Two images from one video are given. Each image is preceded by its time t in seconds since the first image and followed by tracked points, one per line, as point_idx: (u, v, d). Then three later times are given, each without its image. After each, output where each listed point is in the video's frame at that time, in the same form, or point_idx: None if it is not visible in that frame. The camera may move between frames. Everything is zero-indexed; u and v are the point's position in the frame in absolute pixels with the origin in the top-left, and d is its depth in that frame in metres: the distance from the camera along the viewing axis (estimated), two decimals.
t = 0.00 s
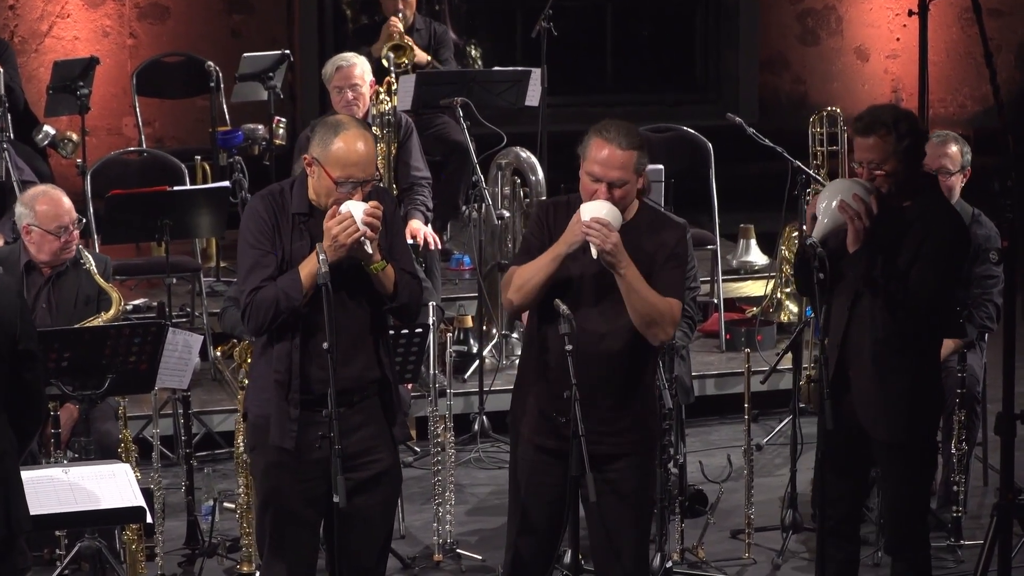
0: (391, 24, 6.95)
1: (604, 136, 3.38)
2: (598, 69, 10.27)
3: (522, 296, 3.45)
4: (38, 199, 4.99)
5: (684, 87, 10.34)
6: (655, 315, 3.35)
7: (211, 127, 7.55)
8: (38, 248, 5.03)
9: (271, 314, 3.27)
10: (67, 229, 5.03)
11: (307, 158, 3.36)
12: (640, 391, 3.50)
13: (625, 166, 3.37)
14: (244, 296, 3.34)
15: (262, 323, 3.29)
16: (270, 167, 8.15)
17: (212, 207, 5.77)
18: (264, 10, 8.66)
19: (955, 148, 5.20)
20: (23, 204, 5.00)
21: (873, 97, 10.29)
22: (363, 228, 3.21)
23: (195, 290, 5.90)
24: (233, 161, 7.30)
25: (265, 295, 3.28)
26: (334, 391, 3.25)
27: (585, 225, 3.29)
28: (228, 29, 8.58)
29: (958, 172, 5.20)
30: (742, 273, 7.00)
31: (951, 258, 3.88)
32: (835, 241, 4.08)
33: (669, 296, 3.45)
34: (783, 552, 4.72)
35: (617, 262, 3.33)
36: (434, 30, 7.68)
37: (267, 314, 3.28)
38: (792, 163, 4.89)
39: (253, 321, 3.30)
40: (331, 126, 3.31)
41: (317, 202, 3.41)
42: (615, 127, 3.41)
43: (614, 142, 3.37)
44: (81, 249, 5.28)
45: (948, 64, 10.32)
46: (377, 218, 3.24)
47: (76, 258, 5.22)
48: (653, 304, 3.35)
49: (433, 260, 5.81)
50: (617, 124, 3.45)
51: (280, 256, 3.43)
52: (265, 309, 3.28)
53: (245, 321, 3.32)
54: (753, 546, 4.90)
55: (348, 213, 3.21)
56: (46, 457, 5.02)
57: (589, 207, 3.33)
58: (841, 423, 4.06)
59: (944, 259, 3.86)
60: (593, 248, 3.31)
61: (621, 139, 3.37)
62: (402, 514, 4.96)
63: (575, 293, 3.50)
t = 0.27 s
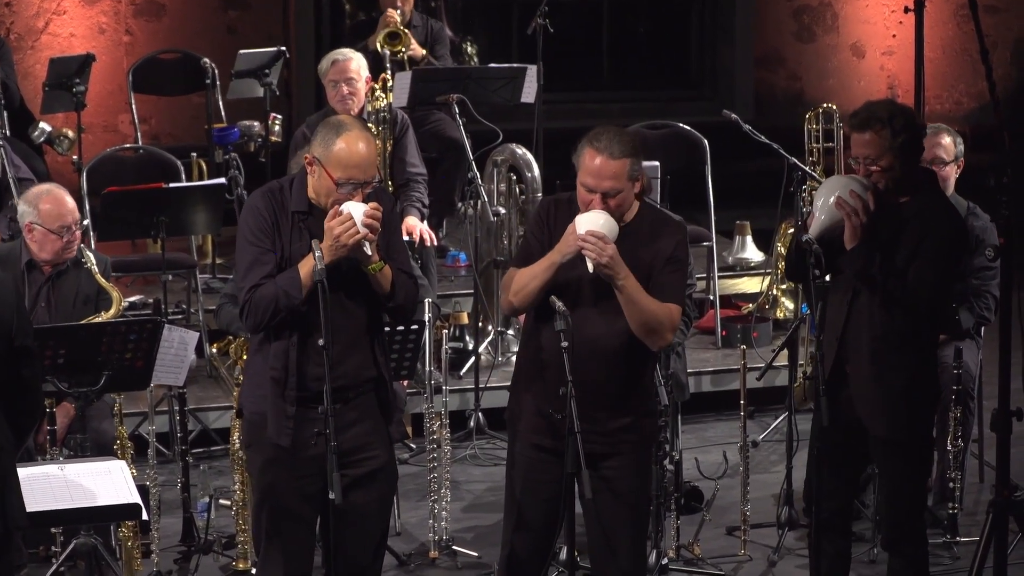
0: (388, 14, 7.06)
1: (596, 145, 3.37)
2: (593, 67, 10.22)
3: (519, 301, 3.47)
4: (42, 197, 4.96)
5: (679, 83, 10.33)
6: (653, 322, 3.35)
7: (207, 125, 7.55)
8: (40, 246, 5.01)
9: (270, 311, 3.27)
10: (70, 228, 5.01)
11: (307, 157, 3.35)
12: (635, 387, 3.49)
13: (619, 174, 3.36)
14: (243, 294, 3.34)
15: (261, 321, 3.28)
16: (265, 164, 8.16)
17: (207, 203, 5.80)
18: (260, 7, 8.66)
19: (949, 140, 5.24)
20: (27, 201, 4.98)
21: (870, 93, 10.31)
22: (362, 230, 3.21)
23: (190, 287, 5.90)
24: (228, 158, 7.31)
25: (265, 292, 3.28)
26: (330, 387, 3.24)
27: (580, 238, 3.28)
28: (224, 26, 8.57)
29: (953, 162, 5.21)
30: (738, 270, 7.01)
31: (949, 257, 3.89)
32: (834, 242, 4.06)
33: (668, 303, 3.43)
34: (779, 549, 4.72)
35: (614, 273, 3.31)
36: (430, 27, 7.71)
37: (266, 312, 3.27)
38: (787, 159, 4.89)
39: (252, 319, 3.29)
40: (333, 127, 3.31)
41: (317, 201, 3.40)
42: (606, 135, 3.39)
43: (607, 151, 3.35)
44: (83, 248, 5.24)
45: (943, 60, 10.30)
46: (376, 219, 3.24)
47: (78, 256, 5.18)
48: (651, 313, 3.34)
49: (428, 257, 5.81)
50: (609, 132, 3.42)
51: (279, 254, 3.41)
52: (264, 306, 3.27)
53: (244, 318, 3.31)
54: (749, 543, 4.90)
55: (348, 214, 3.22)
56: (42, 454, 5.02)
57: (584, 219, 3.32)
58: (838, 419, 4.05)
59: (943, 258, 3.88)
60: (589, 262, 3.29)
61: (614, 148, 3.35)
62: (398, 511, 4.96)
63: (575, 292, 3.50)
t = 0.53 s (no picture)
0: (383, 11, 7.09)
1: (582, 154, 3.34)
2: (589, 66, 10.20)
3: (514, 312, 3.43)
4: (37, 197, 4.94)
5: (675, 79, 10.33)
6: (649, 326, 3.34)
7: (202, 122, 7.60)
8: (31, 243, 5.01)
9: (269, 307, 3.26)
10: (63, 230, 4.99)
11: (307, 155, 3.32)
12: (631, 385, 3.49)
13: (606, 183, 3.34)
14: (241, 289, 3.33)
15: (259, 317, 3.28)
16: (259, 161, 8.16)
17: (202, 201, 5.79)
18: (255, 5, 8.68)
19: (944, 134, 5.24)
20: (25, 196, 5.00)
21: (864, 91, 10.35)
22: (362, 229, 3.19)
23: (185, 285, 5.90)
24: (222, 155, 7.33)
25: (264, 289, 3.27)
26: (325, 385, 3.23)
27: (572, 250, 3.24)
28: (218, 24, 8.61)
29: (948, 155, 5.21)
30: (732, 267, 7.02)
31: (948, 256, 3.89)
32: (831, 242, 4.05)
33: (660, 304, 3.42)
34: (774, 546, 4.72)
35: (607, 283, 3.29)
36: (424, 25, 7.76)
37: (265, 308, 3.27)
38: (782, 156, 4.89)
39: (251, 315, 3.29)
40: (334, 125, 3.28)
41: (316, 199, 3.38)
42: (592, 143, 3.37)
43: (594, 159, 3.32)
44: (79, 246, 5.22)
45: (938, 57, 10.29)
46: (376, 218, 3.22)
47: (75, 255, 5.17)
48: (647, 318, 3.33)
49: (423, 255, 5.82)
50: (594, 139, 3.40)
51: (277, 250, 3.40)
52: (263, 303, 3.27)
53: (242, 314, 3.31)
54: (744, 541, 4.90)
55: (347, 212, 3.20)
56: (36, 452, 5.01)
57: (574, 229, 3.28)
58: (833, 417, 4.03)
59: (941, 256, 3.86)
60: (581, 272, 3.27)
61: (601, 156, 3.32)
62: (393, 509, 4.96)
63: (570, 290, 3.49)
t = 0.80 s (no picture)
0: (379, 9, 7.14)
1: (568, 151, 3.35)
2: (584, 64, 10.22)
3: (504, 304, 3.44)
4: (31, 196, 4.92)
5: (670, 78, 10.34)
6: (645, 319, 3.34)
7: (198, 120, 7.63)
8: (24, 241, 5.02)
9: (268, 299, 3.24)
10: (55, 230, 4.97)
11: (305, 148, 3.31)
12: (625, 382, 3.49)
13: (592, 179, 3.35)
14: (240, 281, 3.30)
15: (258, 310, 3.25)
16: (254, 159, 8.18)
17: (197, 199, 5.79)
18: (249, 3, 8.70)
19: (942, 130, 5.25)
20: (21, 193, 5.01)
21: (859, 88, 10.37)
22: (362, 219, 3.19)
23: (179, 282, 5.90)
24: (217, 153, 7.35)
25: (262, 281, 3.25)
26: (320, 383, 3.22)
27: (562, 248, 3.25)
28: (213, 22, 8.61)
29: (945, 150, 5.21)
30: (727, 265, 7.02)
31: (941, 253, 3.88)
32: (823, 235, 4.05)
33: (655, 295, 3.43)
34: (769, 543, 4.72)
35: (600, 278, 3.29)
36: (420, 22, 7.79)
37: (263, 300, 3.24)
38: (777, 154, 4.89)
39: (250, 306, 3.26)
40: (332, 118, 3.27)
41: (314, 193, 3.35)
42: (577, 140, 3.38)
43: (579, 156, 3.33)
44: (74, 244, 5.25)
45: (933, 55, 10.30)
46: (375, 210, 3.22)
47: (69, 253, 5.19)
48: (642, 311, 3.33)
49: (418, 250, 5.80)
50: (579, 136, 3.41)
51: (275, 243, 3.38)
52: (261, 294, 3.24)
53: (241, 306, 3.28)
54: (739, 539, 4.90)
55: (348, 204, 3.19)
56: (32, 449, 5.01)
57: (564, 226, 3.28)
58: (828, 415, 4.05)
59: (936, 251, 3.85)
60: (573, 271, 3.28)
61: (586, 152, 3.33)
62: (388, 506, 4.96)
63: (564, 289, 3.46)
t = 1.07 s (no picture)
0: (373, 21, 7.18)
1: (557, 147, 3.35)
2: (579, 64, 10.23)
3: (494, 302, 3.43)
4: (23, 192, 4.95)
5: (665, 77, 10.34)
6: (638, 313, 3.34)
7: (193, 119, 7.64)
8: (17, 239, 5.04)
9: (263, 293, 3.23)
10: (47, 227, 5.00)
11: (300, 142, 3.29)
12: (618, 381, 3.49)
13: (582, 175, 3.34)
14: (235, 276, 3.30)
15: (253, 303, 3.25)
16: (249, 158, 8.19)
17: (191, 199, 5.80)
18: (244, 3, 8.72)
19: (940, 129, 5.24)
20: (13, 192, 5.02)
21: (855, 87, 10.46)
22: (357, 212, 3.18)
23: (174, 282, 5.91)
24: (212, 152, 7.36)
25: (257, 274, 3.24)
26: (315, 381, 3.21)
27: (553, 245, 3.25)
28: (208, 22, 8.60)
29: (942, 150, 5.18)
30: (722, 264, 7.03)
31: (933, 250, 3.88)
32: (817, 232, 4.03)
33: (647, 291, 3.43)
34: (764, 542, 4.72)
35: (592, 274, 3.29)
36: (414, 22, 7.81)
37: (259, 294, 3.23)
38: (772, 153, 4.88)
39: (245, 300, 3.25)
40: (327, 111, 3.26)
41: (309, 187, 3.33)
42: (566, 136, 3.37)
43: (568, 152, 3.33)
44: (69, 243, 5.22)
45: (928, 55, 10.31)
46: (371, 201, 3.21)
47: (63, 251, 5.17)
48: (634, 306, 3.33)
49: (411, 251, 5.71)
50: (568, 132, 3.41)
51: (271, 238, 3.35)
52: (256, 288, 3.23)
53: (237, 301, 3.28)
54: (734, 538, 4.90)
55: (343, 196, 3.18)
56: (27, 449, 5.01)
57: (555, 223, 3.28)
58: (823, 414, 4.02)
59: (929, 249, 3.86)
60: (565, 267, 3.27)
61: (575, 148, 3.33)
62: (382, 506, 4.96)
63: (557, 287, 3.47)
